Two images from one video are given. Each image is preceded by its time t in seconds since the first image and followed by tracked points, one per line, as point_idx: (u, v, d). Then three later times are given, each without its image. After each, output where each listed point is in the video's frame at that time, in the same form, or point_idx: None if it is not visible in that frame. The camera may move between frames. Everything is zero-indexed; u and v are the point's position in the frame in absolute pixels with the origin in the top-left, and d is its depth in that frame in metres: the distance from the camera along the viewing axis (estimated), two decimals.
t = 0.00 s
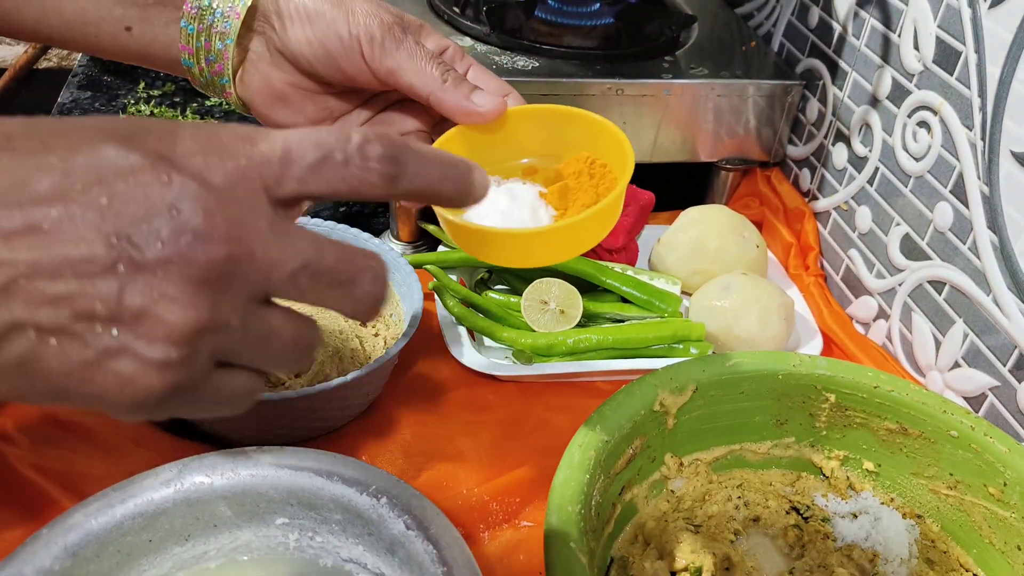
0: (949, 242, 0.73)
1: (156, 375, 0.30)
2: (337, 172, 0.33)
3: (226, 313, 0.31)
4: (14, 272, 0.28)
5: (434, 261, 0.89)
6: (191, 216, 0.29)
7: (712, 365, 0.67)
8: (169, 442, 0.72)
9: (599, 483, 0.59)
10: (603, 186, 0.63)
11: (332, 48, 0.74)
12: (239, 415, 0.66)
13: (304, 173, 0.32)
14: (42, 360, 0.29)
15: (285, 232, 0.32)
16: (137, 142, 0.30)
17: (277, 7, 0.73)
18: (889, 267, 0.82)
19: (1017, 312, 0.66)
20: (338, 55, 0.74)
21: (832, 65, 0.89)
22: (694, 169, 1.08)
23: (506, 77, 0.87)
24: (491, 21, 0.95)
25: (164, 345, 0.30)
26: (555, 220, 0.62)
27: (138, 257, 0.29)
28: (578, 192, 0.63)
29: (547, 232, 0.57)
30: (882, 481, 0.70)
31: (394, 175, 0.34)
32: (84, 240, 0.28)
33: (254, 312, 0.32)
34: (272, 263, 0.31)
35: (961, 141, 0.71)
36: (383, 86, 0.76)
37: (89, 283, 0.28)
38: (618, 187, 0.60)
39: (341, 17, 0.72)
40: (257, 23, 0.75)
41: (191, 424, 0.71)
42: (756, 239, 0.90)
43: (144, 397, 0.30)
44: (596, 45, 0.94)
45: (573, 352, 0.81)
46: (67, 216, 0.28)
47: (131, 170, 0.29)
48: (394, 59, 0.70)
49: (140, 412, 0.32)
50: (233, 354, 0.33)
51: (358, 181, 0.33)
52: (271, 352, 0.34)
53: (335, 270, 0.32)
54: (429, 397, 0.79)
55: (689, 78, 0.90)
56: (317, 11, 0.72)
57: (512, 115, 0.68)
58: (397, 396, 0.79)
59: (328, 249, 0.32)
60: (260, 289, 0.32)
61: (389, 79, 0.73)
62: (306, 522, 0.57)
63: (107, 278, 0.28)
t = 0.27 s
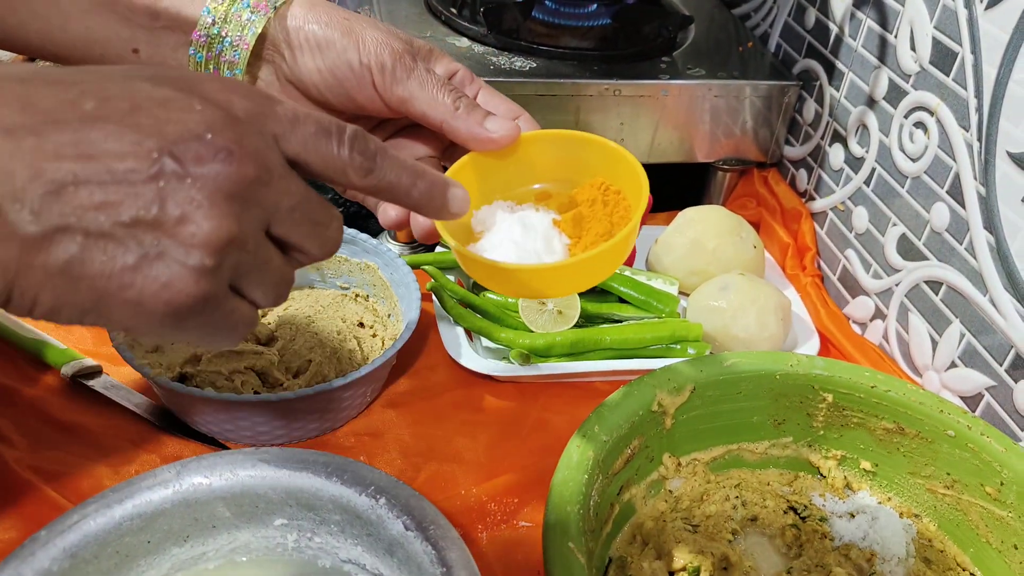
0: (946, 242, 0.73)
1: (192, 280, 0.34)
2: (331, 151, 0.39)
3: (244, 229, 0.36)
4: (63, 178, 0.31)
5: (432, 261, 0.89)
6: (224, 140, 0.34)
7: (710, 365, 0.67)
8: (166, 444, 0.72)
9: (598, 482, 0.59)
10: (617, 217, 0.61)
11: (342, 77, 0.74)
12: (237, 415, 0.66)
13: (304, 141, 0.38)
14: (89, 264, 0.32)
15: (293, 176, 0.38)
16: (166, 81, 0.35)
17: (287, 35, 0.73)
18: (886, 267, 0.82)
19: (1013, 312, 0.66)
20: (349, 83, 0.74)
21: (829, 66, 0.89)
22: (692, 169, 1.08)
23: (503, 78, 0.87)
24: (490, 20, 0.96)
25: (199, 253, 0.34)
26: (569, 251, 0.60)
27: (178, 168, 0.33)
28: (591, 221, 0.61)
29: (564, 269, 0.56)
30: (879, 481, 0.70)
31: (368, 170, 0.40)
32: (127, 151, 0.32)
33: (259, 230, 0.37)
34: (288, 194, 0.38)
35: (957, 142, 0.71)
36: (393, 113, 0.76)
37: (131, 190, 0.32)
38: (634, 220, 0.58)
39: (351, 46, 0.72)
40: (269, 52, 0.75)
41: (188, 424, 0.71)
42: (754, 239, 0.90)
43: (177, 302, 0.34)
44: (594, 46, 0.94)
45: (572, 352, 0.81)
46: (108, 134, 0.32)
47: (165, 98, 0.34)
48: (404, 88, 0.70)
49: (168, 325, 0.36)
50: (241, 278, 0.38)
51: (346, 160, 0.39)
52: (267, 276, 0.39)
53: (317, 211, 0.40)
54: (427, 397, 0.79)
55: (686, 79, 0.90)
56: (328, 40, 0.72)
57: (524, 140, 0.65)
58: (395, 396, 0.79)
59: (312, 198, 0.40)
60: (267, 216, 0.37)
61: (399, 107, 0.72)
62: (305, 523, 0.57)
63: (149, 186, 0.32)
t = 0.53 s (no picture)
0: (941, 247, 0.74)
1: (245, 292, 0.39)
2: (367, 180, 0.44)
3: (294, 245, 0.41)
4: (131, 195, 0.35)
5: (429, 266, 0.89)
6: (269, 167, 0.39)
7: (707, 369, 0.67)
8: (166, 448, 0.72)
9: (596, 486, 0.59)
10: (621, 249, 0.62)
11: (351, 104, 0.74)
12: (237, 419, 0.66)
13: (344, 166, 0.44)
14: (149, 277, 0.37)
15: (331, 198, 0.43)
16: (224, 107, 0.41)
17: (295, 63, 0.73)
18: (882, 271, 0.82)
19: (1008, 316, 0.67)
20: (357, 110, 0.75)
21: (825, 71, 0.90)
22: (689, 174, 1.08)
23: (500, 83, 0.87)
24: (487, 26, 0.97)
25: (252, 267, 0.39)
26: (572, 281, 0.61)
27: (234, 188, 0.38)
28: (596, 251, 0.62)
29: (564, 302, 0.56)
30: (875, 484, 0.71)
31: (399, 199, 0.46)
32: (190, 173, 0.37)
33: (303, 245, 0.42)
34: (327, 214, 0.43)
35: (952, 147, 0.71)
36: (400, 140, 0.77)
37: (192, 207, 0.37)
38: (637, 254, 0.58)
39: (360, 75, 0.72)
40: (275, 80, 0.74)
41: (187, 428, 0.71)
42: (750, 244, 0.91)
43: (228, 314, 0.39)
44: (591, 51, 0.95)
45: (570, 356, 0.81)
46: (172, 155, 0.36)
47: (223, 121, 0.39)
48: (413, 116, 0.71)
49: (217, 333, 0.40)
50: (281, 291, 0.43)
51: (380, 188, 0.45)
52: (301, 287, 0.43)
53: (352, 231, 0.45)
54: (425, 400, 0.79)
55: (683, 84, 0.91)
56: (336, 69, 0.73)
57: (530, 167, 0.65)
58: (393, 400, 0.79)
59: (348, 220, 0.45)
60: (310, 233, 0.42)
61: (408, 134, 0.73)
62: (304, 527, 0.57)
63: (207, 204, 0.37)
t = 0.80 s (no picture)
0: (934, 245, 0.74)
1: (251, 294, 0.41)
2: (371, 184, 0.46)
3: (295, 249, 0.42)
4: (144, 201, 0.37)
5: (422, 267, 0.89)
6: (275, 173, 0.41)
7: (700, 369, 0.67)
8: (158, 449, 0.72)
9: (588, 486, 0.59)
10: (622, 251, 0.62)
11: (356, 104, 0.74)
12: (230, 419, 0.66)
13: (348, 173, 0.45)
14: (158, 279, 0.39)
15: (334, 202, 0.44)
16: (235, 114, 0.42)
17: (297, 65, 0.73)
18: (875, 270, 0.82)
19: (1000, 314, 0.67)
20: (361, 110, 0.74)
21: (818, 71, 0.90)
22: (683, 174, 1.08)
23: (493, 83, 0.87)
24: (480, 26, 0.97)
25: (256, 270, 0.40)
26: (573, 281, 0.62)
27: (240, 191, 0.40)
28: (596, 252, 0.62)
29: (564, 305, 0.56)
30: (869, 483, 0.71)
31: (401, 202, 0.47)
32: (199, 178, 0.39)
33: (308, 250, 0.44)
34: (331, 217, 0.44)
35: (944, 146, 0.71)
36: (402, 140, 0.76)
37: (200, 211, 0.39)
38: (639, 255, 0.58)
39: (361, 76, 0.72)
40: (277, 82, 0.74)
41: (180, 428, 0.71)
42: (743, 243, 0.91)
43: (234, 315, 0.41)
44: (584, 51, 0.95)
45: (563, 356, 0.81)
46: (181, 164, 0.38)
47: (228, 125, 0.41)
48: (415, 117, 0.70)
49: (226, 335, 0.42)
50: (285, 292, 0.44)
51: (383, 191, 0.46)
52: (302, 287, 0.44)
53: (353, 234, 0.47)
54: (419, 400, 0.79)
55: (676, 84, 0.91)
56: (338, 70, 0.73)
57: (531, 166, 0.65)
58: (386, 400, 0.79)
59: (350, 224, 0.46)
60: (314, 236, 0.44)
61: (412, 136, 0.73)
62: (296, 528, 0.57)
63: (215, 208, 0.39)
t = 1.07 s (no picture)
0: (930, 245, 0.74)
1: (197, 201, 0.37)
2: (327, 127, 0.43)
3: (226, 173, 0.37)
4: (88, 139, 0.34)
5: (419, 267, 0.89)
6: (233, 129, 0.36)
7: (696, 369, 0.67)
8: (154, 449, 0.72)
9: (585, 486, 0.59)
10: (604, 256, 0.62)
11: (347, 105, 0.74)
12: (226, 420, 0.66)
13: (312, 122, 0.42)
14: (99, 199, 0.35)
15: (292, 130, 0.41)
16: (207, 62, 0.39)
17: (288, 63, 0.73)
18: (871, 270, 0.83)
19: (996, 314, 0.67)
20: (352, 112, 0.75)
21: (814, 71, 0.90)
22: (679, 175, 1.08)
23: (489, 83, 0.87)
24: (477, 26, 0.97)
25: (208, 179, 0.36)
26: (552, 283, 0.62)
27: (176, 94, 0.35)
28: (579, 257, 0.63)
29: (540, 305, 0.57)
30: (865, 483, 0.71)
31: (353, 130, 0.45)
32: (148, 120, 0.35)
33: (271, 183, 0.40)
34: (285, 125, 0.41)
35: (940, 146, 0.72)
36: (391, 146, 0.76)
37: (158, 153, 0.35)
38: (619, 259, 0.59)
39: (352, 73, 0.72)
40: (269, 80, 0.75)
41: (176, 430, 0.71)
42: (740, 243, 0.91)
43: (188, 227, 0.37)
44: (581, 51, 0.95)
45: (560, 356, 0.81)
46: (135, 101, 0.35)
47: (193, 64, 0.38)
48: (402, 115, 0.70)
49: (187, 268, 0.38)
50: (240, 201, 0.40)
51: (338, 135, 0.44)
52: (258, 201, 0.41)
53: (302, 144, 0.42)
54: (415, 400, 0.79)
55: (672, 84, 0.91)
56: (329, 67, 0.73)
57: (522, 166, 0.64)
58: (382, 400, 0.79)
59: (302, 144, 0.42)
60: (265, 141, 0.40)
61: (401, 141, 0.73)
62: (291, 528, 0.57)
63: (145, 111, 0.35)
